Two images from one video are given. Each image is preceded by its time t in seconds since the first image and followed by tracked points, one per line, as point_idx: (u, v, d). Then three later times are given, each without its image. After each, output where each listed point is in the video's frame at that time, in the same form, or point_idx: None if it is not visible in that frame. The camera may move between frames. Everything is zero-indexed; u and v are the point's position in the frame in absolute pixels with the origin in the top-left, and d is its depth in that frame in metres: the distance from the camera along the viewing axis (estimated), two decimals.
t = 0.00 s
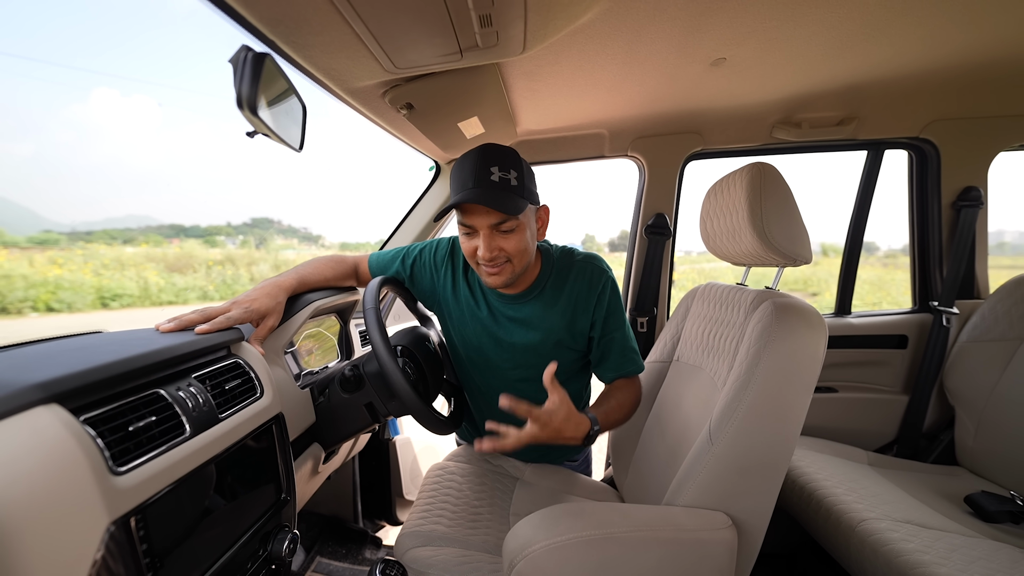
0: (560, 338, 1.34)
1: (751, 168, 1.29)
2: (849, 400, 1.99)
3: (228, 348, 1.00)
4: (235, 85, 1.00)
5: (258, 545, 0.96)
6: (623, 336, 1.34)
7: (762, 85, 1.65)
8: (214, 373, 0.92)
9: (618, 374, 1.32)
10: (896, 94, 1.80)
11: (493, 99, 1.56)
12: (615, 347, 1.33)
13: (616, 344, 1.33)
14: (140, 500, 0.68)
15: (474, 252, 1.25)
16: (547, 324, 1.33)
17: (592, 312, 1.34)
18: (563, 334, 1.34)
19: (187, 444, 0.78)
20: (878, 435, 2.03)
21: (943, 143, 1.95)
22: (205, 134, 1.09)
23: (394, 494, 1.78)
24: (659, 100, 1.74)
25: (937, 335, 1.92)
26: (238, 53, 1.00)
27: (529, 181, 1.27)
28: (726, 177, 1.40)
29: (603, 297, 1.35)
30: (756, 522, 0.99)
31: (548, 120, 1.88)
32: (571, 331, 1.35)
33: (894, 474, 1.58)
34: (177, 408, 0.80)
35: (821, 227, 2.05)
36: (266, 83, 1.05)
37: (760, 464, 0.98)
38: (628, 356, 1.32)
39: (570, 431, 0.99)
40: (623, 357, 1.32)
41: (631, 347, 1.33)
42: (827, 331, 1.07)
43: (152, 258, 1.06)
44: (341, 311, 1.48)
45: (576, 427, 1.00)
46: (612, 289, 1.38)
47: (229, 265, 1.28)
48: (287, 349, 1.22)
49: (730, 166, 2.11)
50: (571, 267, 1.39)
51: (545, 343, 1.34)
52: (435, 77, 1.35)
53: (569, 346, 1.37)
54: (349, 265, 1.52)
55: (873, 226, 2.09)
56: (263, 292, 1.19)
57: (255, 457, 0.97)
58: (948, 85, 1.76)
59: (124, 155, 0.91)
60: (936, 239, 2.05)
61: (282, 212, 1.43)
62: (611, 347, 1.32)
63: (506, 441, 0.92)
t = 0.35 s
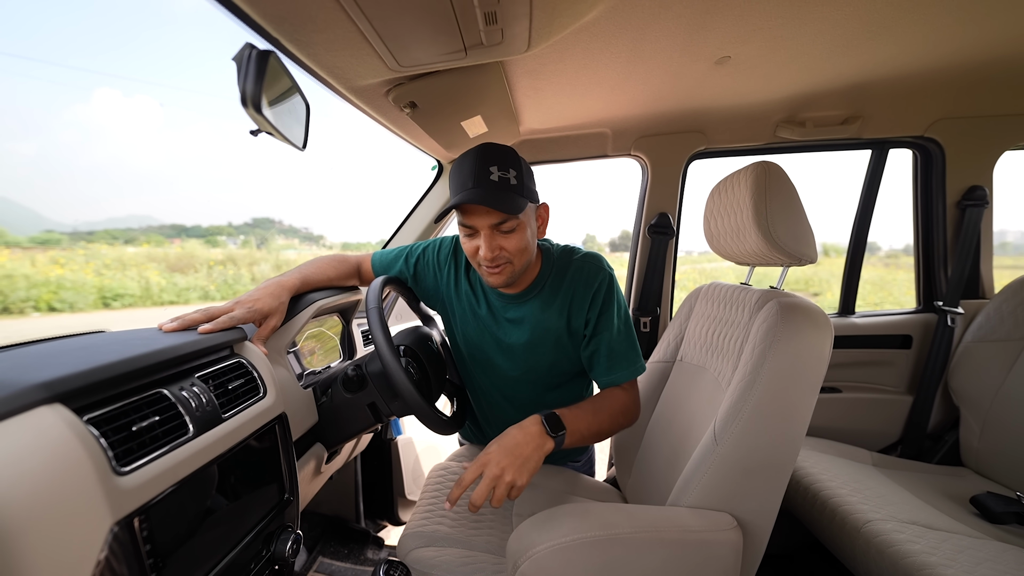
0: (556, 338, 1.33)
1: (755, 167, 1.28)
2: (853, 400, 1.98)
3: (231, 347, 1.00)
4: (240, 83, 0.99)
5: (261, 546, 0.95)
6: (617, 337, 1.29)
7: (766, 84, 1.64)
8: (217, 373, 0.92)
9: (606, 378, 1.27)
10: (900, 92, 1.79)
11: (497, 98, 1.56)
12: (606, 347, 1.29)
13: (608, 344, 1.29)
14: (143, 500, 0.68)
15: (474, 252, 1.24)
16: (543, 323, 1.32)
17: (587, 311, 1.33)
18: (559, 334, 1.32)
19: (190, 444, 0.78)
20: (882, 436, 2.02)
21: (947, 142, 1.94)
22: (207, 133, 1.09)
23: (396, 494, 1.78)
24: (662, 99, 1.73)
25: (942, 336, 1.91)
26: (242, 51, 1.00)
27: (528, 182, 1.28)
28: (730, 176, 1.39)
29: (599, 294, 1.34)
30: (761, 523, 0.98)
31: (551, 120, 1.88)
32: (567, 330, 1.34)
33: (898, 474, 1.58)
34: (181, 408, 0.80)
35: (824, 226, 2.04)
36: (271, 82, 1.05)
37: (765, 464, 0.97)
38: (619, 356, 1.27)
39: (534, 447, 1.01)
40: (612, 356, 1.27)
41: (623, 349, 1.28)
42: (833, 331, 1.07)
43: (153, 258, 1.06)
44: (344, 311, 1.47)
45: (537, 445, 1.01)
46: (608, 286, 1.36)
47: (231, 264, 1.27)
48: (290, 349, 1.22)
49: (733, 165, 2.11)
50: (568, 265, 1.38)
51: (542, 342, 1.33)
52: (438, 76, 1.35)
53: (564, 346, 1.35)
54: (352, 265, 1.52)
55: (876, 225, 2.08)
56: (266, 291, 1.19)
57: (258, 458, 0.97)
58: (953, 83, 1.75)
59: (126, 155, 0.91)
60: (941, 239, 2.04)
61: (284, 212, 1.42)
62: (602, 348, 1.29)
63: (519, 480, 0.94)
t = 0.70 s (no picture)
0: (564, 331, 1.37)
1: (759, 167, 1.27)
2: (856, 401, 1.97)
3: (233, 347, 1.00)
4: (242, 81, 0.99)
5: (263, 547, 0.95)
6: (617, 328, 1.37)
7: (769, 84, 1.64)
8: (219, 373, 0.92)
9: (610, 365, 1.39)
10: (904, 91, 1.78)
11: (499, 97, 1.55)
12: (608, 335, 1.37)
13: (609, 333, 1.37)
14: (144, 502, 0.67)
15: (489, 269, 1.27)
16: (554, 318, 1.35)
17: (592, 305, 1.36)
18: (567, 326, 1.36)
19: (192, 445, 0.77)
20: (886, 437, 2.01)
21: (952, 142, 1.93)
22: (208, 133, 1.08)
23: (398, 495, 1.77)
24: (665, 98, 1.72)
25: (946, 336, 1.90)
26: (244, 49, 0.99)
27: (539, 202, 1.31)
28: (734, 175, 1.38)
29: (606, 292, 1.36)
30: (765, 524, 0.98)
31: (553, 119, 1.87)
32: (574, 323, 1.38)
33: (902, 475, 1.57)
34: (183, 409, 0.79)
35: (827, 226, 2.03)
36: (273, 81, 1.04)
37: (770, 465, 0.97)
38: (617, 343, 1.38)
39: (544, 481, 1.24)
40: (614, 343, 1.37)
41: (623, 339, 1.38)
42: (838, 332, 1.06)
43: (155, 258, 1.05)
44: (346, 311, 1.47)
45: (544, 478, 1.24)
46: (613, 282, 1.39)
47: (233, 264, 1.26)
48: (291, 349, 1.22)
49: (736, 165, 2.10)
50: (575, 262, 1.39)
51: (550, 335, 1.37)
52: (441, 75, 1.34)
53: (570, 338, 1.39)
54: (357, 265, 1.52)
55: (880, 225, 2.07)
56: (270, 291, 1.18)
57: (259, 458, 0.96)
58: (958, 82, 1.74)
59: (128, 156, 0.91)
60: (945, 239, 2.04)
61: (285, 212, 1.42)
62: (603, 338, 1.37)
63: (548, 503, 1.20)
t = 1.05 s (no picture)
0: (575, 341, 1.51)
1: (762, 165, 1.27)
2: (858, 401, 1.97)
3: (233, 346, 0.99)
4: (242, 78, 0.98)
5: (264, 546, 0.95)
6: (621, 343, 1.49)
7: (772, 82, 1.63)
8: (220, 372, 0.91)
9: (608, 375, 1.47)
10: (908, 89, 1.77)
11: (501, 96, 1.55)
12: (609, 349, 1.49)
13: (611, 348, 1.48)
14: (144, 501, 0.67)
15: (528, 262, 1.39)
16: (567, 329, 1.49)
17: (602, 319, 1.49)
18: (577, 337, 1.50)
19: (192, 444, 0.77)
20: (889, 437, 2.00)
21: (956, 140, 1.92)
22: (210, 132, 1.08)
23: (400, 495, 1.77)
24: (667, 97, 1.72)
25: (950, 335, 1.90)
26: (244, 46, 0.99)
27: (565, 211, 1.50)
28: (737, 173, 1.38)
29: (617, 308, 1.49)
30: (768, 525, 0.97)
31: (555, 118, 1.87)
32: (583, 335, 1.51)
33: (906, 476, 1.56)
34: (183, 408, 0.79)
35: (830, 225, 2.02)
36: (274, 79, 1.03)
37: (773, 466, 0.96)
38: (620, 356, 1.48)
39: (549, 483, 1.23)
40: (612, 357, 1.47)
41: (626, 354, 1.48)
42: (841, 331, 1.05)
43: (157, 258, 1.05)
44: (347, 310, 1.47)
45: (550, 481, 1.23)
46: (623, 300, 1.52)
47: (234, 264, 1.24)
48: (292, 349, 1.21)
49: (738, 164, 2.09)
50: (591, 278, 1.54)
51: (562, 344, 1.51)
52: (442, 72, 1.34)
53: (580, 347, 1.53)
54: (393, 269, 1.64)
55: (883, 225, 2.07)
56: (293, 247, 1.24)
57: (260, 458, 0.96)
58: (963, 80, 1.73)
59: (130, 155, 0.90)
60: (949, 239, 2.03)
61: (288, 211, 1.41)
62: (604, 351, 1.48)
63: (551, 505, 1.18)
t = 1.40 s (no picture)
0: (579, 341, 1.58)
1: (758, 167, 1.28)
2: (856, 401, 1.98)
3: (237, 346, 1.01)
4: (245, 84, 1.01)
5: (266, 543, 0.96)
6: (619, 343, 1.51)
7: (769, 84, 1.64)
8: (223, 371, 0.93)
9: (605, 374, 1.49)
10: (905, 91, 1.78)
11: (500, 99, 1.56)
12: (607, 349, 1.51)
13: (609, 348, 1.51)
14: (150, 497, 0.69)
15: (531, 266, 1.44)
16: (572, 330, 1.57)
17: (603, 320, 1.55)
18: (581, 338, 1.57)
19: (197, 441, 0.78)
20: (887, 437, 2.01)
21: (952, 142, 1.93)
22: (212, 133, 1.09)
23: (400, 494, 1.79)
24: (665, 99, 1.73)
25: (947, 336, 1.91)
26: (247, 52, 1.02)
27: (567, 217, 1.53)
28: (733, 175, 1.39)
29: (618, 309, 1.54)
30: (763, 523, 0.99)
31: (553, 120, 1.88)
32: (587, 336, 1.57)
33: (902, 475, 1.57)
34: (188, 406, 0.80)
35: (828, 226, 2.03)
36: (276, 84, 1.05)
37: (769, 465, 0.97)
38: (617, 356, 1.49)
39: (556, 474, 1.27)
40: (609, 355, 1.50)
41: (624, 353, 1.50)
42: (836, 331, 1.06)
43: (159, 258, 1.08)
44: (347, 310, 1.50)
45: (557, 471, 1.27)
46: (624, 304, 1.55)
47: (235, 265, 1.29)
48: (296, 347, 1.24)
49: (736, 165, 2.10)
50: (594, 283, 1.59)
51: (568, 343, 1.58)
52: (442, 76, 1.35)
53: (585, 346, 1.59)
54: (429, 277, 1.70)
55: (881, 226, 2.08)
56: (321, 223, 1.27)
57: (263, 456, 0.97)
58: (959, 83, 1.74)
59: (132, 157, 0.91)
60: (945, 240, 2.03)
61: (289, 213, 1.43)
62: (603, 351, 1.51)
63: (559, 495, 1.21)
